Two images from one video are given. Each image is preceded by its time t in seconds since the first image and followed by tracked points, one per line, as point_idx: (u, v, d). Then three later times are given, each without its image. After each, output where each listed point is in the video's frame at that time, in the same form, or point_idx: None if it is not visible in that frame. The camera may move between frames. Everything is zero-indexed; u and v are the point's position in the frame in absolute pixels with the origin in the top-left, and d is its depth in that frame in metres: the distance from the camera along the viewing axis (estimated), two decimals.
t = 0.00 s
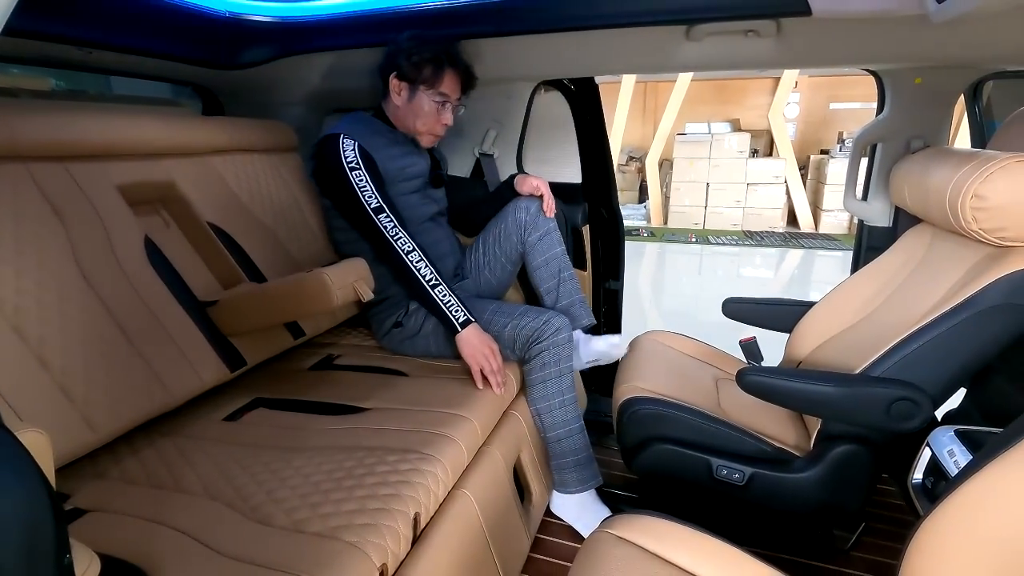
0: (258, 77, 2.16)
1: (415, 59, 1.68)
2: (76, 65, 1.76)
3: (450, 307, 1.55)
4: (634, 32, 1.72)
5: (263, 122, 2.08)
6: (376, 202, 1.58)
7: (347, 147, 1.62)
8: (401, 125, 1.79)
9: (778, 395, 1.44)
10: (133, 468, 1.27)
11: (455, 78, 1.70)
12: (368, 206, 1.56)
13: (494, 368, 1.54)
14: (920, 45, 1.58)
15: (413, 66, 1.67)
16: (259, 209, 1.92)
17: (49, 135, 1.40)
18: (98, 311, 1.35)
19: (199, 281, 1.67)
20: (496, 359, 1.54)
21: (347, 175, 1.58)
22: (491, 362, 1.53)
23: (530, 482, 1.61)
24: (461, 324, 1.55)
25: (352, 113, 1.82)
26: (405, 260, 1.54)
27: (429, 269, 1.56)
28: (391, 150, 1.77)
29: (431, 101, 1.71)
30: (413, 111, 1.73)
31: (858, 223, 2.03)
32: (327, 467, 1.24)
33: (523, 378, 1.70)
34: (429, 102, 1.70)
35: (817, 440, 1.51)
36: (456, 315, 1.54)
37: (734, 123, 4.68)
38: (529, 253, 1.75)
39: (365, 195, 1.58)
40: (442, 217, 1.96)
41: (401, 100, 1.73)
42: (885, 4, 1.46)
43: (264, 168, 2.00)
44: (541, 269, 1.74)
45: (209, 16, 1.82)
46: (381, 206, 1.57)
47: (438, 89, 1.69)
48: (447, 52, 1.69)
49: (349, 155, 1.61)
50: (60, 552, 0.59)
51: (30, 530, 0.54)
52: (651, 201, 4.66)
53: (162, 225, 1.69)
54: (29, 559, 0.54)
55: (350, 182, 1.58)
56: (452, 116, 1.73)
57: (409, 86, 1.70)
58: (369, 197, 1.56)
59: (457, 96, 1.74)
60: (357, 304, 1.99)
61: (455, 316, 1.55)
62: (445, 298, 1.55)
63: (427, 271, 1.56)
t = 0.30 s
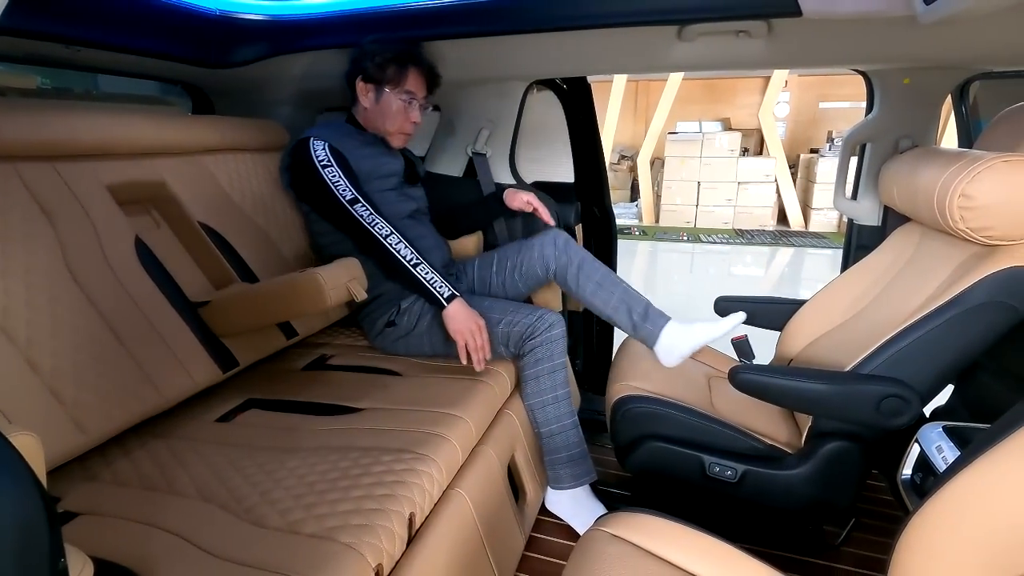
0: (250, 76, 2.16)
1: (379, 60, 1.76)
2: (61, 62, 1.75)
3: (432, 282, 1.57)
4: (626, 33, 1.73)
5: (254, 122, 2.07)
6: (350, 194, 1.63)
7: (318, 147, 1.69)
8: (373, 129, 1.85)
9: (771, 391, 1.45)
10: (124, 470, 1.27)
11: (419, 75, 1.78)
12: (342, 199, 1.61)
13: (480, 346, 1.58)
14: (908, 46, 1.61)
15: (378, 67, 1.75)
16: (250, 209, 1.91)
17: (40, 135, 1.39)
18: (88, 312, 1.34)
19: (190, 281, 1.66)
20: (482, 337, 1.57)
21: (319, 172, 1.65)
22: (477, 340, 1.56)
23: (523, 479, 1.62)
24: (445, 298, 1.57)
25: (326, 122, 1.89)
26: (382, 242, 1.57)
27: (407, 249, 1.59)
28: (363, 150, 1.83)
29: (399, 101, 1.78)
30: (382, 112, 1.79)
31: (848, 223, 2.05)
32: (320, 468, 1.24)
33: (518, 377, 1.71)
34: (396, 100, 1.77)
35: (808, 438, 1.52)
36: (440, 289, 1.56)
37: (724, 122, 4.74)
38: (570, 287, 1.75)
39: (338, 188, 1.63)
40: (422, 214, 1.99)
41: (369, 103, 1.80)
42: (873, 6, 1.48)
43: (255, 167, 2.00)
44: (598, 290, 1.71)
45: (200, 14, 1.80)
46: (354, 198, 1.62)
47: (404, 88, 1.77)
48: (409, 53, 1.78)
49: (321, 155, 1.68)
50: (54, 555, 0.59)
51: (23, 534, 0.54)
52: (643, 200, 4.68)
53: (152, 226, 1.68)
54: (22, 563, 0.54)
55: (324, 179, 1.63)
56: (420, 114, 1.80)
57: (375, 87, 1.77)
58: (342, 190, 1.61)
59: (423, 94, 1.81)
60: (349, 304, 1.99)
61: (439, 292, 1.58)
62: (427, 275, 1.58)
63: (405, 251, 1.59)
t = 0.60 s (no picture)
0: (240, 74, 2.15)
1: (349, 61, 1.81)
2: (46, 60, 1.73)
3: (402, 251, 1.56)
4: (617, 32, 1.73)
5: (244, 120, 2.06)
6: (311, 188, 1.67)
7: (286, 147, 1.74)
8: (347, 129, 1.88)
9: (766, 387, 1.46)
10: (113, 473, 1.26)
11: (389, 74, 1.82)
12: (302, 193, 1.66)
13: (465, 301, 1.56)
14: (899, 45, 1.62)
15: (348, 67, 1.80)
16: (240, 208, 1.90)
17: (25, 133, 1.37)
18: (74, 313, 1.33)
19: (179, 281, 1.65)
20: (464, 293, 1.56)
21: (285, 171, 1.70)
22: (460, 295, 1.56)
23: (517, 477, 1.61)
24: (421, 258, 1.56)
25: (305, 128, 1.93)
26: (339, 226, 1.59)
27: (368, 227, 1.60)
28: (337, 150, 1.85)
29: (371, 99, 1.82)
30: (355, 112, 1.84)
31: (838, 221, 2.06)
32: (313, 469, 1.24)
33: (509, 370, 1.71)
34: (368, 99, 1.82)
35: (800, 436, 1.53)
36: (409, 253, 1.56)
37: (715, 121, 4.77)
38: (585, 330, 1.89)
39: (300, 182, 1.68)
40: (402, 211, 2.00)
41: (342, 103, 1.84)
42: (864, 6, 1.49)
43: (245, 166, 1.98)
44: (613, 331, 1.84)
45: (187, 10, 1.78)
46: (313, 192, 1.66)
47: (374, 86, 1.81)
48: (379, 53, 1.83)
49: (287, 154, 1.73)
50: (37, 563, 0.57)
51: (6, 541, 0.53)
52: (634, 199, 4.69)
53: (140, 226, 1.67)
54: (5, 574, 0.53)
55: (288, 176, 1.69)
56: (392, 112, 1.84)
57: (347, 87, 1.82)
58: (303, 184, 1.66)
59: (395, 93, 1.85)
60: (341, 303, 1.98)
61: (410, 257, 1.56)
62: (392, 245, 1.58)
63: (364, 228, 1.60)
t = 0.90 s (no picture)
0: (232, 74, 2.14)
1: (324, 64, 1.83)
2: (34, 59, 1.71)
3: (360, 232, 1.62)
4: (612, 32, 1.73)
5: (235, 120, 2.05)
6: (273, 204, 1.69)
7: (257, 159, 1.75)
8: (326, 133, 1.90)
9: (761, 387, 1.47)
10: (105, 478, 1.24)
11: (364, 73, 1.85)
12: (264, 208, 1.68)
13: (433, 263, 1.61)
14: (892, 46, 1.63)
15: (323, 69, 1.82)
16: (232, 209, 1.89)
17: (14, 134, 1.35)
18: (65, 316, 1.32)
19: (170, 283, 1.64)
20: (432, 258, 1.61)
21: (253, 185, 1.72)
22: (429, 258, 1.61)
23: (512, 477, 1.61)
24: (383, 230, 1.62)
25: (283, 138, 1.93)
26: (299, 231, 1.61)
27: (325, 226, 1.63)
28: (315, 155, 1.85)
29: (347, 100, 1.84)
30: (333, 114, 1.86)
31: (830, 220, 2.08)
32: (307, 471, 1.23)
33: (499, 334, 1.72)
34: (346, 100, 1.84)
35: (794, 435, 1.53)
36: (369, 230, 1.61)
37: (707, 121, 4.79)
38: (580, 331, 1.89)
39: (265, 196, 1.70)
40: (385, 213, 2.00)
41: (319, 105, 1.86)
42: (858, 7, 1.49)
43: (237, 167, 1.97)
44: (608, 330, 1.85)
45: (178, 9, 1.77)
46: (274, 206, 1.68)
47: (350, 86, 1.83)
48: (352, 54, 1.86)
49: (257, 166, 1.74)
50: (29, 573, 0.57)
51: None
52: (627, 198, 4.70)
53: (131, 227, 1.65)
54: None
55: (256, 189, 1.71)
56: (370, 111, 1.86)
57: (323, 89, 1.84)
58: (265, 198, 1.68)
59: (371, 92, 1.88)
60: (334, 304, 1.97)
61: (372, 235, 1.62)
62: (351, 232, 1.61)
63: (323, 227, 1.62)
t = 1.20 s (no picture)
0: (222, 74, 2.13)
1: (278, 70, 1.83)
2: (22, 59, 1.70)
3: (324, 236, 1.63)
4: (604, 32, 1.74)
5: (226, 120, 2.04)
6: (240, 220, 1.69)
7: (225, 177, 1.74)
8: (291, 140, 1.89)
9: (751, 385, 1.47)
10: (94, 481, 1.24)
11: (320, 75, 1.85)
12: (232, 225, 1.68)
13: (404, 253, 1.68)
14: (882, 46, 1.63)
15: (278, 76, 1.82)
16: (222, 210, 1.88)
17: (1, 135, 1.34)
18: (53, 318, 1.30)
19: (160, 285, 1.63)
20: (402, 248, 1.68)
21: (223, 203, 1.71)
22: (398, 249, 1.67)
23: (506, 477, 1.61)
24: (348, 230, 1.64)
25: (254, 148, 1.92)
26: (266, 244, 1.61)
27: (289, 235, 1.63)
28: (285, 162, 1.84)
29: (307, 104, 1.84)
30: (296, 120, 1.85)
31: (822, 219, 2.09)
32: (299, 474, 1.23)
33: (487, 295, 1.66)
34: (306, 104, 1.84)
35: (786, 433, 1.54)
36: (338, 231, 1.64)
37: (700, 120, 4.81)
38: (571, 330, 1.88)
39: (233, 213, 1.69)
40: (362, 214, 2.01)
41: (280, 113, 1.86)
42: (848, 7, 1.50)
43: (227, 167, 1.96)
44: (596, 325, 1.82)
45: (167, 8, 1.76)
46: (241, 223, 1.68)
47: (307, 90, 1.83)
48: (303, 57, 1.86)
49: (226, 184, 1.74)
50: None
51: None
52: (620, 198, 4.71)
53: (120, 228, 1.64)
54: None
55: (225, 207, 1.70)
56: (331, 112, 1.86)
57: (281, 96, 1.84)
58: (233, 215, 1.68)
59: (329, 93, 1.88)
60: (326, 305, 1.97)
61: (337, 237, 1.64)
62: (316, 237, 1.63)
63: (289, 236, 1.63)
